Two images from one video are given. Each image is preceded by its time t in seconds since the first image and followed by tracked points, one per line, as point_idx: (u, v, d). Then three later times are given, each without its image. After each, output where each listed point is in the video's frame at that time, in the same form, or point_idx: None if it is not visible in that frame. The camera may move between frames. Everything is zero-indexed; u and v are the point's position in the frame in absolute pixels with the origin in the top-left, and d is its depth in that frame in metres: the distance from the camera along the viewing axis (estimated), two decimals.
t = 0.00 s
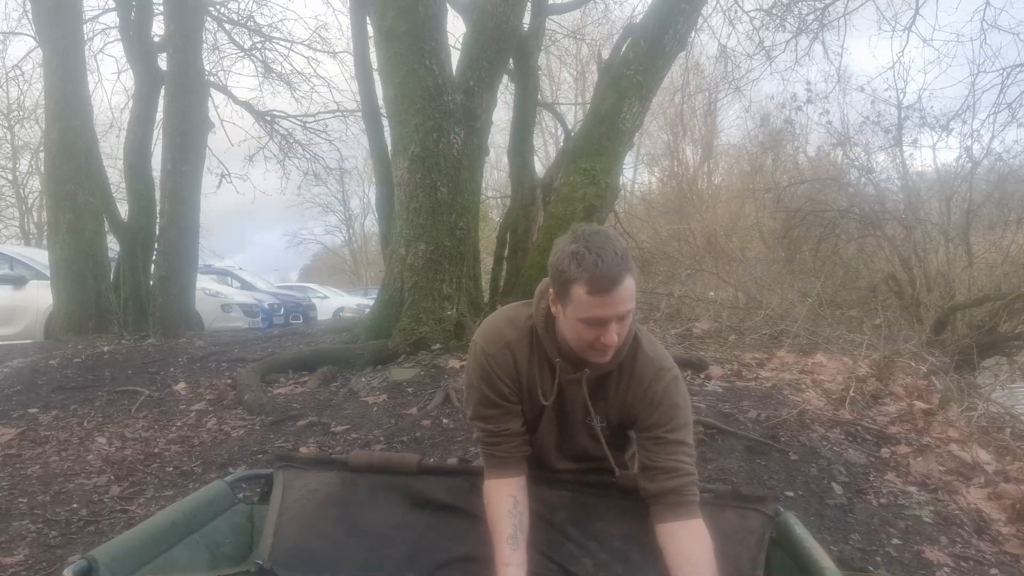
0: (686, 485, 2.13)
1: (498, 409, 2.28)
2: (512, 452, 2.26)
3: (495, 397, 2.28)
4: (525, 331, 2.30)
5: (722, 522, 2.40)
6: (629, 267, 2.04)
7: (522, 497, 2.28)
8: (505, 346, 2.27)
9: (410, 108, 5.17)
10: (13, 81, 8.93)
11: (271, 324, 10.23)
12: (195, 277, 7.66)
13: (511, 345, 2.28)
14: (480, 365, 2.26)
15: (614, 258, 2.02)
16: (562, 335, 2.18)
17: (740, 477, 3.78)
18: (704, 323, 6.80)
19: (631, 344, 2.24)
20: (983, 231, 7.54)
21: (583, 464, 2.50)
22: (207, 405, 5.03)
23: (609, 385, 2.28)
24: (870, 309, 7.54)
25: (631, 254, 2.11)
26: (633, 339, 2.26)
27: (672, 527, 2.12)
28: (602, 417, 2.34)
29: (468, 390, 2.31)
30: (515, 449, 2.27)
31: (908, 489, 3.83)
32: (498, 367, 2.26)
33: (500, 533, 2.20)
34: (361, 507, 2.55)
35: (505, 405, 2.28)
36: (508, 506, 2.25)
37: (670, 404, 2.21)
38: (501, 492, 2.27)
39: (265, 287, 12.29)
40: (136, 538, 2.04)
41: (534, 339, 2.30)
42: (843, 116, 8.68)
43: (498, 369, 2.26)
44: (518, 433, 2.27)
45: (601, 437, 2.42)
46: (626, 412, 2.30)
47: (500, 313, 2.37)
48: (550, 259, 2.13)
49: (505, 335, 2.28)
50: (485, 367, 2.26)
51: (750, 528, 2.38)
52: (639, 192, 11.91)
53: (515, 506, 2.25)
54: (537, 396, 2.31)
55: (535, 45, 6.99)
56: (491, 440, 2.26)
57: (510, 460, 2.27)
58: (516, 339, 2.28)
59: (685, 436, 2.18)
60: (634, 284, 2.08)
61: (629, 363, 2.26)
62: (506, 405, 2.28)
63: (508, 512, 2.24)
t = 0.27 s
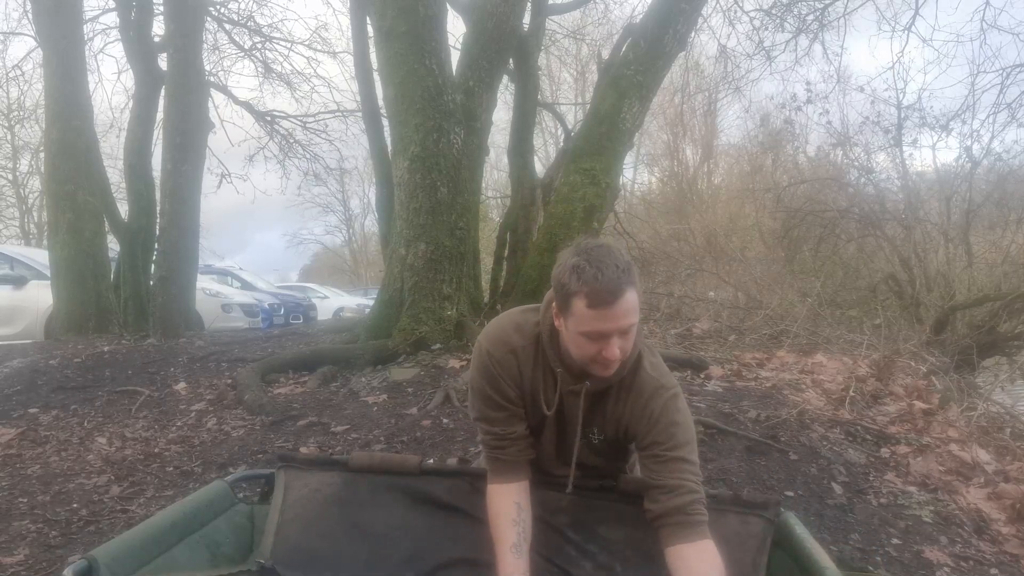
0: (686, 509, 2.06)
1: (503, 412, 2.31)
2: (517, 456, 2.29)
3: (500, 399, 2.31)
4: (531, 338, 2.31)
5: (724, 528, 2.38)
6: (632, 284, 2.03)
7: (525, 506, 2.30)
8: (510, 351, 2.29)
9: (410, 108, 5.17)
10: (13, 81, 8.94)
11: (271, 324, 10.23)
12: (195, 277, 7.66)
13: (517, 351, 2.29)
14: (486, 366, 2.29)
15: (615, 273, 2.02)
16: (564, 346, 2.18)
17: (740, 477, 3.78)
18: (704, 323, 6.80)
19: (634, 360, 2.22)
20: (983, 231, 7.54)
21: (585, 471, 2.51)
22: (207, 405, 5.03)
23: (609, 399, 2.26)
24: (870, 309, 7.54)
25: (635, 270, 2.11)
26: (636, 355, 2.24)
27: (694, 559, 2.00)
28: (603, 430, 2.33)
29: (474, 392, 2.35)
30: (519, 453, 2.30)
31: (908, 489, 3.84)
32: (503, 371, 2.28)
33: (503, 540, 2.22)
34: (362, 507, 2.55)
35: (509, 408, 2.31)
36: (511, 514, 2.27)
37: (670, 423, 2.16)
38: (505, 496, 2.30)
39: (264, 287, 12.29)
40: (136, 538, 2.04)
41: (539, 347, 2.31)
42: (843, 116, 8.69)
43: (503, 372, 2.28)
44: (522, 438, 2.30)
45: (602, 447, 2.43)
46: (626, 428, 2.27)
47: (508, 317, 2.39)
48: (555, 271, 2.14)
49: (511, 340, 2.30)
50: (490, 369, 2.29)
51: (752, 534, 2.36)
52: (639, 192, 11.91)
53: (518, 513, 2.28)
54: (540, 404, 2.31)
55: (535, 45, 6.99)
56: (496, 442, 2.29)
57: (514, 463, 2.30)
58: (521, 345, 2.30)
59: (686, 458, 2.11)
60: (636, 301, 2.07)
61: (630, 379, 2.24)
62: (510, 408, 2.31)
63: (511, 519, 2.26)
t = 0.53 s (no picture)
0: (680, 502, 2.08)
1: (497, 423, 2.31)
2: (514, 467, 2.29)
3: (492, 412, 2.31)
4: (517, 348, 2.29)
5: (724, 529, 2.40)
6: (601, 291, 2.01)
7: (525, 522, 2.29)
8: (498, 364, 2.28)
9: (410, 108, 5.17)
10: (13, 81, 8.94)
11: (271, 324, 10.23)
12: (195, 277, 7.65)
13: (504, 363, 2.28)
14: (476, 381, 2.29)
15: (583, 282, 2.00)
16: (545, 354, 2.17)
17: (740, 477, 3.78)
18: (704, 323, 6.80)
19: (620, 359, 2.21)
20: (983, 230, 7.54)
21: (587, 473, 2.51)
22: (207, 405, 5.03)
23: (600, 401, 2.25)
24: (870, 309, 7.54)
25: (606, 270, 2.09)
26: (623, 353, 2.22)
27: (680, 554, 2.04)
28: (599, 432, 2.33)
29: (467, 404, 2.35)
30: (516, 465, 2.30)
31: (908, 489, 3.84)
32: (492, 384, 2.27)
33: (503, 556, 2.21)
34: (362, 507, 2.56)
35: (502, 419, 2.31)
36: (511, 530, 2.26)
37: (660, 419, 2.16)
38: (506, 510, 2.29)
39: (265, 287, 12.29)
40: (136, 538, 2.04)
41: (527, 357, 2.28)
42: (843, 116, 8.69)
43: (493, 386, 2.28)
44: (518, 446, 2.31)
45: (599, 449, 2.41)
46: (619, 426, 2.27)
47: (495, 327, 2.37)
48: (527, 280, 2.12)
49: (498, 352, 2.29)
50: (480, 384, 2.28)
51: (752, 535, 2.37)
52: (639, 192, 11.92)
53: (517, 529, 2.26)
54: (533, 411, 2.31)
55: (535, 45, 6.99)
56: (491, 456, 2.29)
57: (511, 476, 2.30)
58: (508, 356, 2.28)
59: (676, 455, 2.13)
60: (607, 307, 2.05)
61: (619, 378, 2.22)
62: (503, 420, 2.31)
63: (511, 533, 2.26)
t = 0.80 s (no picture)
0: (662, 475, 2.12)
1: (483, 426, 2.34)
2: (504, 467, 2.31)
3: (475, 416, 2.34)
4: (490, 348, 2.31)
5: (723, 530, 2.40)
6: (547, 274, 2.04)
7: (521, 522, 2.30)
8: (474, 367, 2.30)
9: (410, 108, 5.18)
10: (13, 81, 8.94)
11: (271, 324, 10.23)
12: (195, 277, 7.65)
13: (479, 365, 2.30)
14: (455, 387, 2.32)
15: (528, 267, 2.03)
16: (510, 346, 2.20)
17: (740, 477, 3.77)
18: (704, 323, 6.81)
19: (590, 337, 2.23)
20: (983, 230, 7.54)
21: (583, 466, 2.49)
22: (207, 405, 5.03)
23: (578, 383, 2.27)
24: (870, 309, 7.54)
25: (553, 253, 2.11)
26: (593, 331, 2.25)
27: (655, 529, 2.08)
28: (585, 416, 2.33)
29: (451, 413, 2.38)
30: (506, 465, 2.32)
31: (908, 489, 3.84)
32: (471, 388, 2.30)
33: (497, 559, 2.22)
34: (361, 507, 2.56)
35: (485, 421, 2.34)
36: (504, 531, 2.27)
37: (636, 389, 2.19)
38: (499, 512, 2.30)
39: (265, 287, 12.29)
40: (136, 539, 2.03)
41: (501, 355, 2.30)
42: (843, 116, 8.70)
43: (472, 390, 2.30)
44: (506, 444, 2.34)
45: (588, 435, 2.42)
46: (600, 406, 2.29)
47: (468, 333, 2.40)
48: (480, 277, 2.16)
49: (472, 356, 2.31)
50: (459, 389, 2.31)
51: (751, 536, 2.37)
52: (638, 192, 11.92)
53: (511, 530, 2.28)
54: (515, 407, 2.34)
55: (535, 45, 6.99)
56: (480, 458, 2.31)
57: (503, 477, 2.31)
58: (483, 357, 2.30)
59: (658, 423, 2.16)
60: (557, 287, 2.07)
61: (593, 357, 2.25)
62: (487, 422, 2.34)
63: (505, 535, 2.27)
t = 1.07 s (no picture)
0: (641, 466, 2.16)
1: (476, 426, 2.39)
2: (498, 467, 2.35)
3: (468, 415, 2.39)
4: (478, 346, 2.35)
5: (723, 523, 2.39)
6: (518, 269, 2.05)
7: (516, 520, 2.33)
8: (463, 368, 2.35)
9: (410, 108, 5.17)
10: (13, 80, 8.92)
11: (271, 324, 10.23)
12: (195, 277, 7.65)
13: (469, 366, 2.35)
14: (447, 389, 2.37)
15: (499, 264, 2.04)
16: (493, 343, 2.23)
17: (741, 477, 3.77)
18: (704, 323, 6.80)
19: (574, 328, 2.25)
20: (983, 231, 7.54)
21: (579, 458, 2.52)
22: (207, 405, 5.03)
23: (566, 376, 2.30)
24: (870, 308, 7.54)
25: (526, 247, 2.12)
26: (577, 323, 2.27)
27: (636, 518, 2.13)
28: (575, 408, 2.36)
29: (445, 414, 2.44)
30: (501, 464, 2.36)
31: (908, 489, 3.84)
32: (462, 389, 2.35)
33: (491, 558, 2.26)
34: (361, 507, 2.55)
35: (479, 421, 2.39)
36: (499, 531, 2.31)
37: (622, 379, 2.21)
38: (494, 510, 2.33)
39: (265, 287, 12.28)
40: (137, 538, 2.03)
41: (490, 354, 2.34)
42: (843, 116, 8.70)
43: (463, 390, 2.35)
44: (500, 442, 2.38)
45: (581, 429, 2.44)
46: (590, 397, 2.32)
47: (458, 334, 2.45)
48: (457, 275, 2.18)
49: (461, 357, 2.36)
50: (451, 391, 2.36)
51: (750, 529, 2.36)
52: (638, 192, 11.91)
53: (506, 529, 2.31)
54: (506, 404, 2.38)
55: (535, 45, 6.98)
56: (476, 458, 2.37)
57: (497, 477, 2.35)
58: (472, 357, 2.34)
59: (642, 413, 2.19)
60: (530, 282, 2.08)
61: (579, 347, 2.27)
62: (480, 422, 2.39)
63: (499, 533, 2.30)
